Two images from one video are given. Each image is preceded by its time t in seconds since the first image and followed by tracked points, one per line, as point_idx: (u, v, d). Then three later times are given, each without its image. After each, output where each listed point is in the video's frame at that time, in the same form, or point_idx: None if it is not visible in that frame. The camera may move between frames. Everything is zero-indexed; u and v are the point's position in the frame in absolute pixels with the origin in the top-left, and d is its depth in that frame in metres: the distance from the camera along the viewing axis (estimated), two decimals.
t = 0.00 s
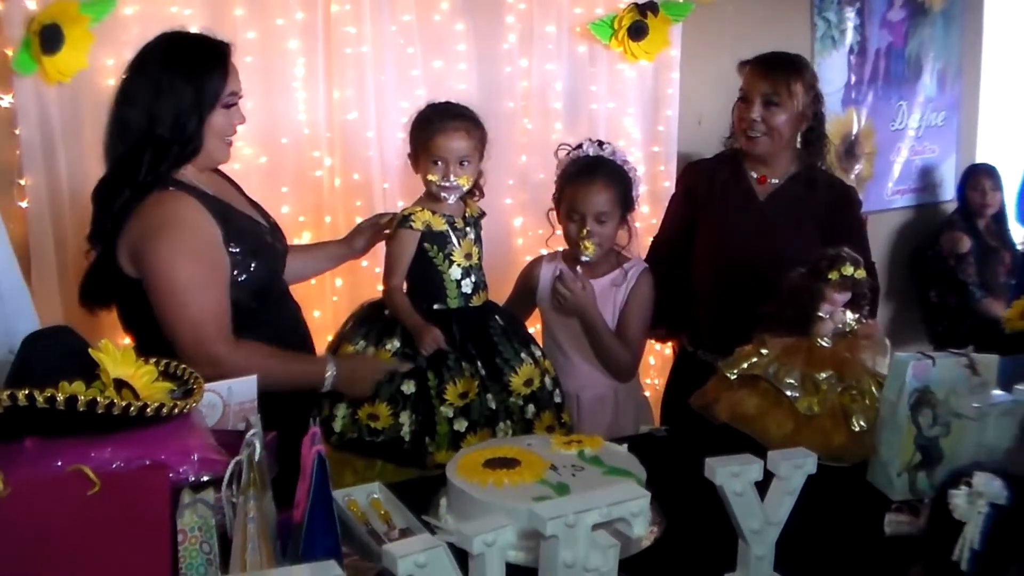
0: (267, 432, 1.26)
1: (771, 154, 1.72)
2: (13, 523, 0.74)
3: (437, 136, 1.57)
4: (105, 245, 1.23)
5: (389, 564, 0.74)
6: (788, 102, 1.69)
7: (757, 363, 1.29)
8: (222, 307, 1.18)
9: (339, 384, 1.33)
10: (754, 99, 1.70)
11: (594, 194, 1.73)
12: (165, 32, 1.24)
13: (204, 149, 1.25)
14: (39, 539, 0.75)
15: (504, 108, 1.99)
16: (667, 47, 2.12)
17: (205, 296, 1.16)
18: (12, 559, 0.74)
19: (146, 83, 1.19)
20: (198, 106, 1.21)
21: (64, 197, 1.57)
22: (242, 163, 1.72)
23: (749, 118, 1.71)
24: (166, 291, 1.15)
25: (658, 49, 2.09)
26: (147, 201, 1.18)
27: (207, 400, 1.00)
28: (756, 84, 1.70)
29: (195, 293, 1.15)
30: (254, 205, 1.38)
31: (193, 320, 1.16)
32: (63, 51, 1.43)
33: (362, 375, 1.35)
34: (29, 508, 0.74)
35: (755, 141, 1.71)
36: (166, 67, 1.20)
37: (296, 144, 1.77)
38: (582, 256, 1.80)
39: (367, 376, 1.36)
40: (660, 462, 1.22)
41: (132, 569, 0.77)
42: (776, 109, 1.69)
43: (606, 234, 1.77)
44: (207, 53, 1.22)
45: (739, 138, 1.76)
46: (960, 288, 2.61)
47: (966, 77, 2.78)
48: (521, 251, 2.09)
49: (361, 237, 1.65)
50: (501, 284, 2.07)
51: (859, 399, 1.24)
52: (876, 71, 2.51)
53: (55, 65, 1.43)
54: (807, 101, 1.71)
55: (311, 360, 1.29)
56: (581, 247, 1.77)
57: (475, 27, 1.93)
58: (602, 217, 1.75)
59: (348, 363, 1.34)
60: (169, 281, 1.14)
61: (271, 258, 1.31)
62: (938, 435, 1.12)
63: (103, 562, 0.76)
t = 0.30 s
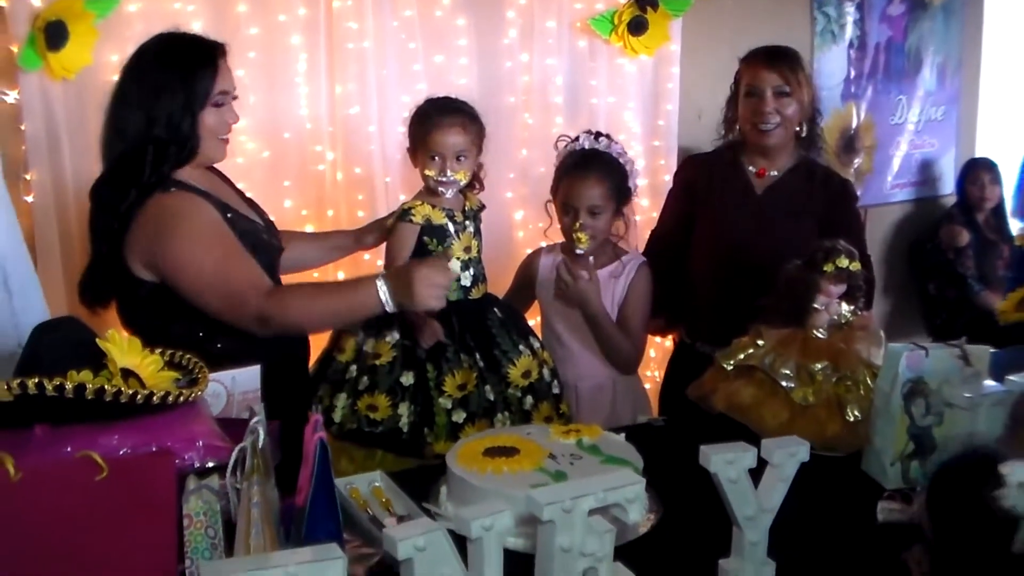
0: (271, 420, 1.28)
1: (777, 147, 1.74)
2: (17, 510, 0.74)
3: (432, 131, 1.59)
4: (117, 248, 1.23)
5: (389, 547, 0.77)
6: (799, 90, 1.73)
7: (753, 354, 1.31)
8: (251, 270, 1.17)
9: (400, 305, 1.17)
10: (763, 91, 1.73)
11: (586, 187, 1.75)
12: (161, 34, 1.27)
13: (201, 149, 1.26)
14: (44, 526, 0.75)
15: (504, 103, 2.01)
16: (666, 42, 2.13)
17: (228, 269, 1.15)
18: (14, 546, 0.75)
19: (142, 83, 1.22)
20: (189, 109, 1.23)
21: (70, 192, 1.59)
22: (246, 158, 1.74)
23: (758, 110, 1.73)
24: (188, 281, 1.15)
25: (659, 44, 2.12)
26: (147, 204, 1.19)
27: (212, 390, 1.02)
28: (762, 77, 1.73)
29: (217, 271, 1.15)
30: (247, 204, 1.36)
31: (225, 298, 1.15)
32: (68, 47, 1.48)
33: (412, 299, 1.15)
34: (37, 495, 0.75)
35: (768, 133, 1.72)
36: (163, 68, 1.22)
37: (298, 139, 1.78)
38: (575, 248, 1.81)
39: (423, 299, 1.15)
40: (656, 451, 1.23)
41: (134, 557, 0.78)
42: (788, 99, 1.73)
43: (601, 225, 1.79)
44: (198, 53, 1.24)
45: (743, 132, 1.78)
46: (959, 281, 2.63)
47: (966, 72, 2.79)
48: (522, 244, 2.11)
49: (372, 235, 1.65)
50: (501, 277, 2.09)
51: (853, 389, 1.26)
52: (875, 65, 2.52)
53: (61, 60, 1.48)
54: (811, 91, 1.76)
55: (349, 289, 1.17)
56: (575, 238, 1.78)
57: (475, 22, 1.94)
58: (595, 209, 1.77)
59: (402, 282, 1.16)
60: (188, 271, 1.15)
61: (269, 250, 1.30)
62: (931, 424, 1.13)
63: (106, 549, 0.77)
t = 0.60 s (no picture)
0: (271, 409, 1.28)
1: (768, 135, 1.75)
2: (21, 498, 0.76)
3: (432, 123, 1.60)
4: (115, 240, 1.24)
5: (388, 533, 0.78)
6: (789, 79, 1.74)
7: (747, 341, 1.32)
8: (243, 261, 1.18)
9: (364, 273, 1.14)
10: (753, 79, 1.74)
11: (580, 176, 1.76)
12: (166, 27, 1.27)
13: (179, 137, 1.25)
14: (48, 514, 0.76)
15: (499, 93, 2.01)
16: (661, 31, 2.14)
17: (218, 260, 1.16)
18: (18, 535, 0.76)
19: (127, 74, 1.23)
20: (164, 93, 1.22)
21: (69, 184, 1.59)
22: (243, 150, 1.75)
23: (747, 99, 1.75)
24: (179, 272, 1.17)
25: (653, 33, 2.12)
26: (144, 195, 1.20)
27: (212, 379, 1.03)
28: (753, 65, 1.74)
29: (207, 262, 1.16)
30: (246, 197, 1.37)
31: (214, 288, 1.16)
32: (65, 41, 1.49)
33: (373, 266, 1.12)
34: (41, 484, 0.76)
35: (759, 122, 1.73)
36: (145, 59, 1.23)
37: (296, 130, 1.79)
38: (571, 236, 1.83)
39: (385, 265, 1.11)
40: (652, 437, 1.25)
41: (135, 546, 0.79)
42: (779, 87, 1.74)
43: (595, 213, 1.80)
44: (182, 43, 1.24)
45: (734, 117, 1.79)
46: (954, 268, 2.64)
47: (961, 59, 2.80)
48: (519, 233, 2.12)
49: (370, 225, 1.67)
50: (499, 267, 2.10)
51: (847, 374, 1.27)
52: (870, 53, 2.52)
53: (60, 53, 1.48)
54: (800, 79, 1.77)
55: (319, 269, 1.14)
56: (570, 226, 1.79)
57: (471, 13, 1.95)
58: (589, 199, 1.78)
59: (363, 250, 1.12)
60: (180, 262, 1.16)
61: (266, 245, 1.30)
62: (923, 409, 1.15)
63: (109, 538, 0.78)
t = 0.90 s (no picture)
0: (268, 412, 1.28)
1: (762, 139, 1.75)
2: (19, 501, 0.76)
3: (431, 127, 1.60)
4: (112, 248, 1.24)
5: (387, 536, 0.78)
6: (781, 85, 1.74)
7: (744, 344, 1.32)
8: (237, 271, 1.18)
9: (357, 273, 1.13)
10: (746, 84, 1.74)
11: (577, 180, 1.76)
12: (151, 34, 1.25)
13: (192, 146, 1.25)
14: (46, 517, 0.76)
15: (496, 96, 2.02)
16: (656, 34, 2.14)
17: (213, 270, 1.16)
18: (16, 537, 0.76)
19: (131, 86, 1.21)
20: (182, 105, 1.22)
21: (66, 187, 1.59)
22: (238, 152, 1.74)
23: (739, 103, 1.75)
24: (174, 280, 1.17)
25: (648, 36, 2.13)
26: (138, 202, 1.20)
27: (210, 382, 1.03)
28: (747, 70, 1.74)
29: (202, 273, 1.16)
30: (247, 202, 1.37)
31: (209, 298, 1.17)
32: (63, 44, 1.48)
33: (365, 263, 1.11)
34: (40, 486, 0.76)
35: (752, 127, 1.74)
36: (148, 66, 1.21)
37: (292, 133, 1.79)
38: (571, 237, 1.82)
39: (378, 261, 1.10)
40: (649, 440, 1.25)
41: (136, 547, 0.79)
42: (769, 93, 1.73)
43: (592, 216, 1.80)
44: (184, 52, 1.22)
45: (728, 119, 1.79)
46: (949, 270, 2.65)
47: (955, 62, 2.81)
48: (515, 236, 2.12)
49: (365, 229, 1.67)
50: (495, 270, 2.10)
51: (843, 376, 1.27)
52: (864, 56, 2.53)
53: (56, 57, 1.48)
54: (794, 85, 1.77)
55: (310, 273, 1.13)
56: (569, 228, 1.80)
57: (467, 17, 1.95)
58: (588, 202, 1.78)
59: (355, 248, 1.12)
60: (175, 271, 1.16)
61: (262, 250, 1.30)
62: (920, 412, 1.15)
63: (107, 539, 0.78)
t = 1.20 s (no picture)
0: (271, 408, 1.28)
1: (769, 136, 1.75)
2: (19, 497, 0.75)
3: (437, 122, 1.60)
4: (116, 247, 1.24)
5: (389, 533, 0.77)
6: (787, 81, 1.73)
7: (747, 342, 1.32)
8: (247, 277, 1.17)
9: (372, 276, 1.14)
10: (750, 83, 1.74)
11: (581, 177, 1.76)
12: (152, 29, 1.24)
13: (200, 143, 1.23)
14: (47, 513, 0.76)
15: (500, 92, 2.01)
16: (661, 30, 2.14)
17: (223, 276, 1.15)
18: (17, 534, 0.76)
19: (138, 83, 1.20)
20: (191, 100, 1.20)
21: (68, 182, 1.59)
22: (241, 146, 1.74)
23: (744, 103, 1.75)
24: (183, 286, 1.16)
25: (652, 33, 2.11)
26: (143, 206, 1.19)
27: (212, 378, 1.03)
28: (749, 69, 1.74)
29: (212, 279, 1.15)
30: (252, 198, 1.35)
31: (218, 304, 1.16)
32: (65, 37, 1.47)
33: (380, 266, 1.12)
34: (41, 482, 0.76)
35: (757, 123, 1.73)
36: (154, 62, 1.20)
37: (296, 128, 1.79)
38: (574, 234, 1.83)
39: (392, 263, 1.12)
40: (652, 439, 1.24)
41: (135, 546, 0.79)
42: (775, 89, 1.73)
43: (596, 213, 1.80)
44: (188, 47, 1.21)
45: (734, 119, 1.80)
46: (952, 269, 2.64)
47: (960, 60, 2.80)
48: (518, 233, 2.11)
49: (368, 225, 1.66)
50: (500, 266, 2.10)
51: (847, 375, 1.27)
52: (870, 53, 2.52)
53: (60, 52, 1.47)
54: (800, 79, 1.76)
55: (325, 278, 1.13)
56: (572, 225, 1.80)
57: (471, 12, 1.95)
58: (592, 199, 1.78)
59: (368, 251, 1.13)
60: (184, 277, 1.15)
61: (269, 250, 1.30)
62: (924, 412, 1.15)
63: (108, 537, 0.78)
